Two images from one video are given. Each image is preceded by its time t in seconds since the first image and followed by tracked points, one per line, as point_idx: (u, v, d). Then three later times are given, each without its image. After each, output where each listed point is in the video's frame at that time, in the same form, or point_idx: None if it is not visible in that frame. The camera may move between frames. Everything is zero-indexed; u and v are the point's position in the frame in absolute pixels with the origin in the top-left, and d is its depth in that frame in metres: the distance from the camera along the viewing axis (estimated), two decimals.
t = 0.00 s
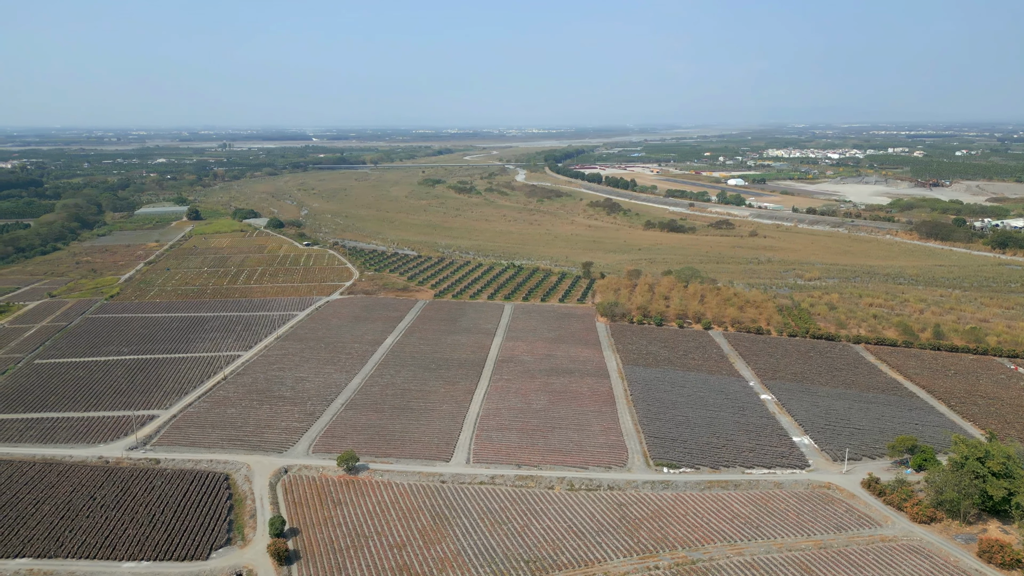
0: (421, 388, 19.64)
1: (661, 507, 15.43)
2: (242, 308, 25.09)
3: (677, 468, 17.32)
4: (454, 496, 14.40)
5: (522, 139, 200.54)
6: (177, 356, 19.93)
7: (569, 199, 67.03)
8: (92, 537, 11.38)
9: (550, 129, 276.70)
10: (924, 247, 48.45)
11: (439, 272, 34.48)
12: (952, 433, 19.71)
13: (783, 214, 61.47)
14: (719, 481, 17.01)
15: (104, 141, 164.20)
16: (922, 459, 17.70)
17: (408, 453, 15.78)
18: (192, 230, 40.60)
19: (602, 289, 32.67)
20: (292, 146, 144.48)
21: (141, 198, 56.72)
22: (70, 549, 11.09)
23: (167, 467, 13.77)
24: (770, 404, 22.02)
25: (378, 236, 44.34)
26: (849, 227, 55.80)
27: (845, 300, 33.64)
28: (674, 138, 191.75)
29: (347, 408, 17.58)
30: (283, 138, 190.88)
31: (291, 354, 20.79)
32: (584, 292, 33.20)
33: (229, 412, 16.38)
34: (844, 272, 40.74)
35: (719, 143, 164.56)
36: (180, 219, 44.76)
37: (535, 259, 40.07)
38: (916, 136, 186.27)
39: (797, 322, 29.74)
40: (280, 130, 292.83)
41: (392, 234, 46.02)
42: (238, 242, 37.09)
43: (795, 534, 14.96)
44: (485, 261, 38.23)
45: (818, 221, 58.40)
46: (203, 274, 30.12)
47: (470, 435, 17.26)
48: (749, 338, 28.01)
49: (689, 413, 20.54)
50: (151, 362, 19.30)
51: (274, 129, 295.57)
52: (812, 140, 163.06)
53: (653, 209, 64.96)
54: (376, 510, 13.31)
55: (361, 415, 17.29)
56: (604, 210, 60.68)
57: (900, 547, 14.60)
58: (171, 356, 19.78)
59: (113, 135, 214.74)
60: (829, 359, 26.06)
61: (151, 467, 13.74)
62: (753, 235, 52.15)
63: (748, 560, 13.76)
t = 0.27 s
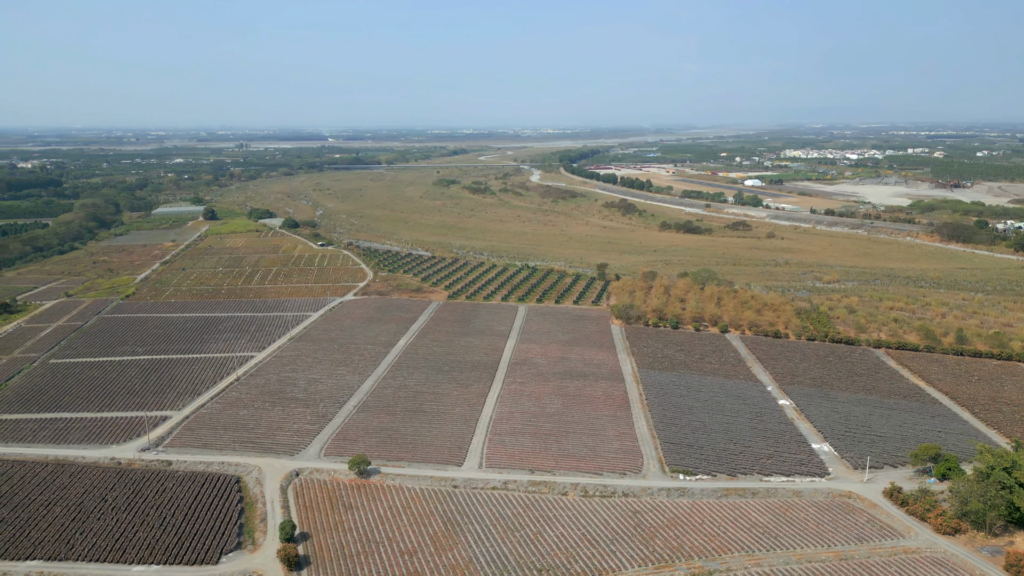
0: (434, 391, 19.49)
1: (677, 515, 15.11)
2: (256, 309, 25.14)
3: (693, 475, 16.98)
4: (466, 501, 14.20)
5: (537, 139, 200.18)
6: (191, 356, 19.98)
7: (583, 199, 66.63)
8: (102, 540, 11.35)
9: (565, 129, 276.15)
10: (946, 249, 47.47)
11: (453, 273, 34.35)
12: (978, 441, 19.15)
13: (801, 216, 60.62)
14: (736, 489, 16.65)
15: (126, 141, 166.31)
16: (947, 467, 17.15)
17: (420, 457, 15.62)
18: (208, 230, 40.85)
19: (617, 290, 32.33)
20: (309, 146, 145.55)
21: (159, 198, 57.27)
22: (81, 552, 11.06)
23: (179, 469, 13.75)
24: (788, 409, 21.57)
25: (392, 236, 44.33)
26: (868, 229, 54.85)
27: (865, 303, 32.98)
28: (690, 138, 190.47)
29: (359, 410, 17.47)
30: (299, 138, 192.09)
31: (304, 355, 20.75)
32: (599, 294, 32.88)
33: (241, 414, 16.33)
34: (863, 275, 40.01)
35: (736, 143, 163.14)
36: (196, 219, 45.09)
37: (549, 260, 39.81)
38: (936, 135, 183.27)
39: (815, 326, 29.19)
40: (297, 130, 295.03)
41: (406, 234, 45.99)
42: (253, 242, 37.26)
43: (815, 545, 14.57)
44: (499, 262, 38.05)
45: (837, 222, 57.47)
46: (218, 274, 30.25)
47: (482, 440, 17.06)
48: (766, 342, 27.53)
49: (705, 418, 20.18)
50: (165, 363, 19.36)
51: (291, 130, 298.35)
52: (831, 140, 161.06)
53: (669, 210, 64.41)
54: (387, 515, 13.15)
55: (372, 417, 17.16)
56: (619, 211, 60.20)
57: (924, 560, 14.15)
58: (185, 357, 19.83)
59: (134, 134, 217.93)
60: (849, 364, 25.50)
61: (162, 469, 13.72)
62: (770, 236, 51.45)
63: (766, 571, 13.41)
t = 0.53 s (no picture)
0: (447, 393, 19.34)
1: (693, 524, 14.79)
2: (270, 309, 25.17)
3: (710, 482, 16.64)
4: (478, 507, 14.00)
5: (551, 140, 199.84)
6: (204, 356, 20.00)
7: (599, 200, 66.25)
8: (113, 543, 11.31)
9: (580, 129, 275.66)
10: (969, 251, 46.49)
11: (467, 274, 34.21)
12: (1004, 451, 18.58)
13: (819, 217, 59.74)
14: (754, 497, 16.29)
15: (146, 141, 168.88)
16: (972, 477, 16.65)
17: (432, 461, 15.45)
18: (225, 230, 41.10)
19: (632, 292, 31.99)
20: (325, 146, 146.58)
21: (177, 197, 57.83)
22: (91, 555, 11.03)
23: (190, 471, 13.71)
24: (807, 415, 21.13)
25: (407, 237, 44.33)
26: (888, 230, 53.90)
27: (886, 306, 32.31)
28: (705, 138, 189.21)
29: (372, 412, 17.35)
30: (315, 139, 193.37)
31: (317, 357, 20.67)
32: (613, 296, 32.56)
33: (254, 416, 16.27)
34: (883, 277, 39.26)
35: (753, 143, 161.68)
36: (212, 219, 45.42)
37: (564, 261, 39.54)
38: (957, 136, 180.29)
39: (834, 329, 28.64)
40: (314, 130, 297.96)
41: (421, 235, 45.97)
42: (269, 242, 37.39)
43: (836, 556, 14.17)
44: (513, 263, 37.86)
45: (856, 224, 56.51)
46: (233, 274, 30.37)
47: (495, 444, 16.86)
48: (784, 346, 27.04)
49: (722, 424, 19.80)
50: (178, 363, 19.40)
51: (307, 130, 300.94)
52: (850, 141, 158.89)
53: (684, 210, 63.85)
54: (399, 521, 12.99)
55: (385, 420, 17.02)
56: (634, 212, 59.71)
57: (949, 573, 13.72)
58: (198, 357, 19.88)
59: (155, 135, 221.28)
60: (869, 369, 24.95)
61: (174, 471, 13.70)
62: (788, 237, 50.76)
63: None
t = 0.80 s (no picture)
0: (459, 396, 19.16)
1: (709, 532, 14.46)
2: (283, 310, 25.17)
3: (727, 489, 16.30)
4: (490, 512, 13.81)
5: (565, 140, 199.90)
6: (217, 357, 20.01)
7: (613, 200, 65.82)
8: (123, 545, 11.27)
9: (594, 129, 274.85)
10: (992, 253, 45.51)
11: (480, 275, 34.05)
12: None
13: (837, 218, 58.86)
14: (772, 505, 15.92)
15: (165, 141, 171.18)
16: (997, 486, 16.15)
17: (444, 465, 15.29)
18: (240, 230, 41.31)
19: (647, 294, 31.63)
20: (340, 146, 147.56)
21: (193, 197, 58.32)
22: (102, 558, 11.01)
23: (202, 473, 13.68)
24: (826, 421, 20.67)
25: (421, 237, 44.30)
26: (909, 232, 52.95)
27: (906, 310, 31.64)
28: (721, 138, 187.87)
29: (383, 415, 17.22)
30: (332, 139, 195.11)
31: (329, 358, 20.60)
32: (628, 298, 32.22)
33: (265, 417, 16.22)
34: (904, 280, 38.51)
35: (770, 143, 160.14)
36: (228, 219, 45.72)
37: (578, 262, 39.24)
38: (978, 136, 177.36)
39: (854, 333, 28.07)
40: (330, 130, 300.26)
41: (434, 235, 45.92)
42: (283, 242, 37.49)
43: (857, 568, 13.78)
44: (527, 264, 37.64)
45: (874, 226, 55.55)
46: (248, 274, 30.47)
47: (508, 448, 16.66)
48: (803, 350, 26.55)
49: (739, 430, 19.43)
50: (192, 363, 19.44)
51: (323, 130, 303.06)
52: (868, 141, 156.81)
53: (700, 211, 63.22)
54: (410, 526, 12.84)
55: (396, 423, 16.89)
56: (649, 213, 59.18)
57: None
58: (211, 358, 19.91)
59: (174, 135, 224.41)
60: (890, 374, 24.38)
61: (185, 473, 13.67)
62: (805, 239, 50.03)
63: None
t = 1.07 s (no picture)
0: (471, 398, 18.99)
1: (725, 541, 14.13)
2: (296, 310, 25.17)
3: (744, 497, 15.96)
4: (501, 518, 13.61)
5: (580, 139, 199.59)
6: (230, 358, 20.02)
7: (628, 201, 65.38)
8: (132, 549, 11.23)
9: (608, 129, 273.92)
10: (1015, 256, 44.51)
11: (493, 276, 33.87)
12: None
13: (855, 219, 57.95)
14: (790, 514, 15.56)
15: (183, 141, 173.31)
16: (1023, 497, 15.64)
17: (455, 469, 15.12)
18: (255, 230, 41.48)
19: (662, 297, 31.25)
20: (355, 146, 148.49)
21: (209, 197, 58.72)
22: (111, 561, 10.97)
23: (212, 475, 13.64)
24: (846, 428, 20.21)
25: (434, 238, 44.23)
26: (929, 234, 51.97)
27: (927, 313, 30.96)
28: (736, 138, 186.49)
29: (395, 418, 17.08)
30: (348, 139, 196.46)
31: (341, 359, 20.51)
32: (642, 300, 31.86)
33: (277, 419, 16.15)
34: (924, 283, 37.74)
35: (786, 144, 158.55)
36: (243, 219, 45.98)
37: (591, 264, 38.93)
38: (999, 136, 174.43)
39: (873, 337, 27.50)
40: (346, 130, 302.25)
41: (447, 236, 45.84)
42: (297, 242, 37.58)
43: None
44: (540, 265, 37.41)
45: (894, 227, 54.55)
46: (261, 274, 30.55)
47: (520, 452, 16.45)
48: (821, 354, 26.05)
49: (755, 435, 19.05)
50: (204, 364, 19.46)
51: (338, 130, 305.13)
52: (886, 142, 154.72)
53: (715, 212, 62.58)
54: (420, 532, 12.66)
55: (407, 426, 16.74)
56: (664, 214, 58.62)
57: None
58: (224, 358, 19.91)
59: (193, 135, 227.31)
60: (912, 379, 23.82)
61: (196, 475, 13.64)
62: (823, 240, 49.28)
63: None
